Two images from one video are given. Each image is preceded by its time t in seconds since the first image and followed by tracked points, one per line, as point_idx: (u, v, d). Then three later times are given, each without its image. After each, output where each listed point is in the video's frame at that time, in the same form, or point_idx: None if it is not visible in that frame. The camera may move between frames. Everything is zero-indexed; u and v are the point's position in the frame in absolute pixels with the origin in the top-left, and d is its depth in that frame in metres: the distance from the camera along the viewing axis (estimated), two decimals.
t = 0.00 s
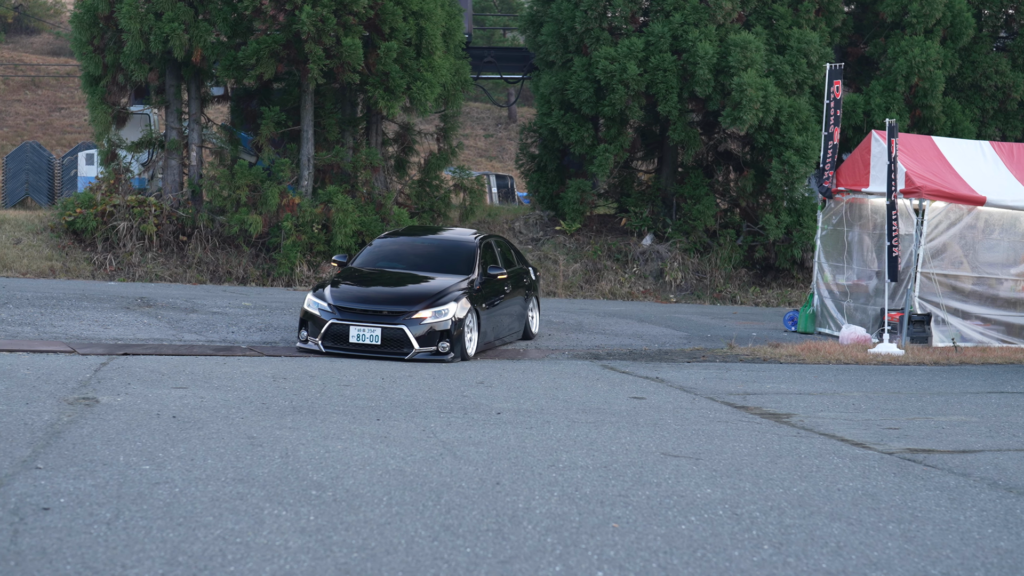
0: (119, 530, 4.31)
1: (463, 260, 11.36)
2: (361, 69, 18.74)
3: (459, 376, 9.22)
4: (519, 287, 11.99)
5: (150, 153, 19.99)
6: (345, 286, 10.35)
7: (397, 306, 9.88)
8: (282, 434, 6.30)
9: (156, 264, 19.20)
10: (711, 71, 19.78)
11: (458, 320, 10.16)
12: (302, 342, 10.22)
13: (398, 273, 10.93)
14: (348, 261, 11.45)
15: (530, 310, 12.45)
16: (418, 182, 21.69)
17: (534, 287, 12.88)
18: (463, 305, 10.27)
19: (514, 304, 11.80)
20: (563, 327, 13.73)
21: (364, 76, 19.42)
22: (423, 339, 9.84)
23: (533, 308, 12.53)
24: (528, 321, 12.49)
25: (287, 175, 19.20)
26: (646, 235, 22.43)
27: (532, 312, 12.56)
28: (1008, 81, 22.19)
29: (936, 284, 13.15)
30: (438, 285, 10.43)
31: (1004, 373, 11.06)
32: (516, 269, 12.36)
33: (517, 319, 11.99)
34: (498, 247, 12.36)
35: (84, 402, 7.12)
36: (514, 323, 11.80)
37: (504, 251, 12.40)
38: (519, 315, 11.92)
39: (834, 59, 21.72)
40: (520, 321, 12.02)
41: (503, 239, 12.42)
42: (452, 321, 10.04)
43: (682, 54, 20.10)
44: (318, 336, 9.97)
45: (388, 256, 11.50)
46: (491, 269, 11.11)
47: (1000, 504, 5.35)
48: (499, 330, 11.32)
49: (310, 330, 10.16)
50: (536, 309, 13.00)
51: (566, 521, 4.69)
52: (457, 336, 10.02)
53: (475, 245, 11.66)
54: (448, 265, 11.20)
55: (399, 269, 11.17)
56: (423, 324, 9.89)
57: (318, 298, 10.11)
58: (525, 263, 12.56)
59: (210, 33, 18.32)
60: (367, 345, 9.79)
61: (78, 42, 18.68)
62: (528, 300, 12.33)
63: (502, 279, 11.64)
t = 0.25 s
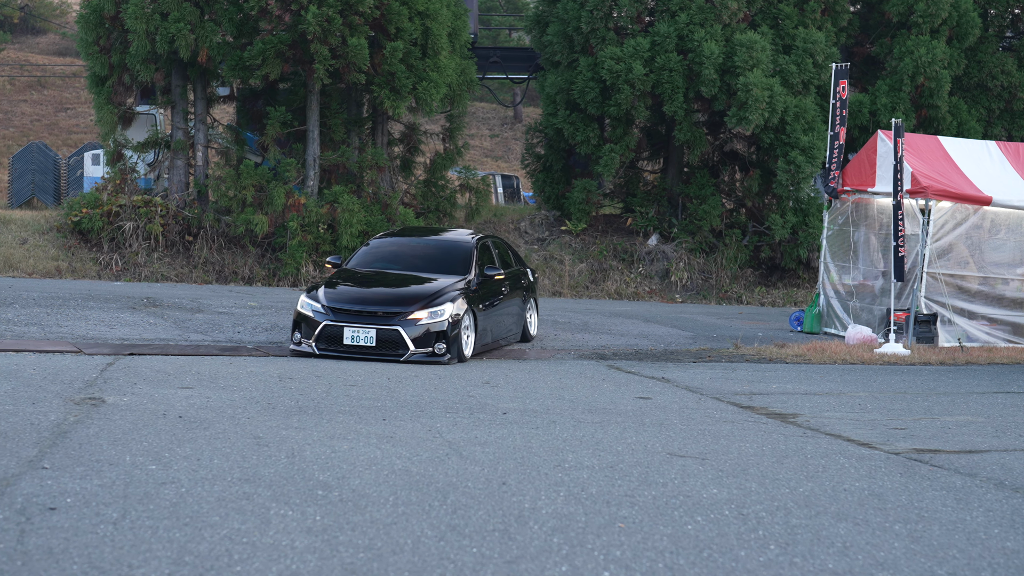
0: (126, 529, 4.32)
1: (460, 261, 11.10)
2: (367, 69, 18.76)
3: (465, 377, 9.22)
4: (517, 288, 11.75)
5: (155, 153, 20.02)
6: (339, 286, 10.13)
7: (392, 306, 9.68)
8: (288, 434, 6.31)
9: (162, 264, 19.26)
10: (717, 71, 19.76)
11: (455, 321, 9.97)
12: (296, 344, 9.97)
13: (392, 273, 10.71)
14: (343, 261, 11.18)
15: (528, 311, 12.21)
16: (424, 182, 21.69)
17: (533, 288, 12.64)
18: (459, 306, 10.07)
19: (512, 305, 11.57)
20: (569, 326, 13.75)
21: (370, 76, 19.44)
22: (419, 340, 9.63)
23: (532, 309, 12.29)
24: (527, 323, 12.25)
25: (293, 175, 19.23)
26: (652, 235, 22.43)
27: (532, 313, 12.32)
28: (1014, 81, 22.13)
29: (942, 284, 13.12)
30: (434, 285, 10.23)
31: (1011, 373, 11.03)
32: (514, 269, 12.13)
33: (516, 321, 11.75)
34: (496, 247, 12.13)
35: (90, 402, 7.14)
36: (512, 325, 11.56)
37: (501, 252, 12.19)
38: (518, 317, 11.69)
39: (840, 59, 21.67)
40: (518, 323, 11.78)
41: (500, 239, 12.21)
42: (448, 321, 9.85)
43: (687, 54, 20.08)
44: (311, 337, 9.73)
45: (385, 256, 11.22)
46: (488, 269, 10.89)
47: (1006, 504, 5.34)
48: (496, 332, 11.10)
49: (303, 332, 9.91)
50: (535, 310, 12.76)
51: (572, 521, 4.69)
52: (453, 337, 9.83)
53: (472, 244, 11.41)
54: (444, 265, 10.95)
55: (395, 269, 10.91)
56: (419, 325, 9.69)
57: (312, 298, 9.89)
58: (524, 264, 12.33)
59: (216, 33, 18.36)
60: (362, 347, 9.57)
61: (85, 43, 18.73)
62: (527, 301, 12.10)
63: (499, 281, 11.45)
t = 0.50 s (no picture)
0: (132, 529, 4.34)
1: (454, 262, 10.93)
2: (373, 69, 18.78)
3: (471, 377, 9.23)
4: (514, 290, 11.51)
5: (161, 154, 20.06)
6: (332, 287, 9.98)
7: (385, 308, 9.52)
8: (295, 434, 6.32)
9: (168, 264, 19.32)
10: (723, 71, 19.74)
11: (450, 323, 9.80)
12: (288, 347, 9.81)
13: (386, 274, 10.54)
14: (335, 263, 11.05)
15: (526, 314, 11.96)
16: (430, 183, 21.71)
17: (531, 290, 12.39)
18: (455, 307, 9.89)
19: (509, 307, 11.32)
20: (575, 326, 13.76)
21: (376, 76, 19.46)
22: (413, 342, 9.48)
23: (530, 311, 12.05)
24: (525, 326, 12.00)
25: (299, 175, 19.26)
26: (657, 235, 22.42)
27: (528, 316, 12.06)
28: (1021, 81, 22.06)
29: (948, 284, 13.08)
30: (429, 286, 10.06)
31: (1018, 373, 11.01)
32: (510, 271, 11.89)
33: (512, 323, 11.47)
34: (492, 249, 11.90)
35: (96, 402, 7.16)
36: (509, 328, 11.31)
37: (497, 252, 11.92)
38: (515, 319, 11.43)
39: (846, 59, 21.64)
40: (515, 325, 11.52)
41: (496, 240, 11.94)
42: (443, 323, 9.68)
43: (693, 54, 20.06)
44: (303, 339, 9.57)
45: (378, 258, 11.07)
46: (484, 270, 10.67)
47: (1013, 505, 5.33)
48: (493, 334, 10.85)
49: (295, 334, 9.77)
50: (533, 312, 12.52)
51: (578, 521, 4.69)
52: (448, 339, 9.66)
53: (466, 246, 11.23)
54: (438, 267, 10.79)
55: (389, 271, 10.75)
56: (413, 327, 9.53)
57: (304, 300, 9.74)
58: (520, 266, 12.09)
59: (222, 33, 18.39)
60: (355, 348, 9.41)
61: (91, 43, 18.77)
62: (524, 303, 11.85)
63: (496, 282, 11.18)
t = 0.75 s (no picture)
0: (139, 529, 4.35)
1: (448, 261, 10.70)
2: (380, 69, 18.81)
3: (478, 377, 9.24)
4: (510, 290, 11.22)
5: (168, 153, 20.07)
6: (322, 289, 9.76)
7: (377, 310, 9.31)
8: (301, 434, 6.34)
9: (174, 264, 19.39)
10: (730, 71, 19.72)
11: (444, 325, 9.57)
12: (277, 351, 9.60)
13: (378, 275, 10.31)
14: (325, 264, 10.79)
15: (523, 315, 11.67)
16: (436, 183, 21.72)
17: (528, 291, 12.10)
18: (449, 309, 9.67)
19: (505, 309, 11.03)
20: (583, 326, 13.77)
21: (383, 76, 19.48)
22: (406, 344, 9.27)
23: (527, 312, 11.76)
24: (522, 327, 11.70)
25: (305, 175, 19.30)
26: (664, 235, 22.40)
27: (526, 317, 11.75)
28: None
29: (955, 284, 13.06)
30: (423, 287, 9.83)
31: None
32: (506, 271, 11.61)
33: (508, 326, 11.16)
34: (487, 249, 11.61)
35: (104, 402, 7.19)
36: (506, 329, 11.04)
37: (492, 252, 11.64)
38: (511, 320, 11.15)
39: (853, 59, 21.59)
40: (512, 326, 11.24)
41: (492, 239, 11.67)
42: (436, 324, 9.46)
43: (700, 53, 20.04)
44: (293, 344, 9.38)
45: (369, 258, 10.82)
46: (479, 270, 10.41)
47: (1020, 505, 5.31)
48: (488, 336, 10.59)
49: (285, 338, 9.56)
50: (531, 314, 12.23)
51: (585, 521, 4.70)
52: (441, 340, 9.46)
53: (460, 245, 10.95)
54: (431, 268, 10.54)
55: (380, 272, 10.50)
56: (406, 328, 9.32)
57: (294, 303, 9.53)
58: (516, 266, 11.81)
59: (229, 33, 18.44)
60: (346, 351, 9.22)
61: (98, 43, 18.82)
62: (521, 304, 11.56)
63: (491, 282, 10.90)
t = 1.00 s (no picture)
0: (147, 528, 4.37)
1: (443, 261, 10.45)
2: (387, 68, 18.83)
3: (485, 377, 9.24)
4: (505, 292, 10.88)
5: (175, 153, 20.14)
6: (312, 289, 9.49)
7: (369, 310, 9.03)
8: (308, 434, 6.35)
9: (182, 264, 19.45)
10: (737, 70, 19.70)
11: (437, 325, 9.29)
12: (266, 352, 9.33)
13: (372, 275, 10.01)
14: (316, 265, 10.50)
15: (519, 317, 11.32)
16: (443, 182, 21.73)
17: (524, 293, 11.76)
18: (442, 309, 9.38)
19: (499, 311, 10.69)
20: (591, 326, 13.76)
21: (390, 75, 19.51)
22: (398, 346, 8.99)
23: (523, 315, 11.42)
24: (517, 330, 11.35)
25: (312, 174, 19.33)
26: (671, 235, 22.36)
27: (522, 321, 11.45)
28: None
29: (963, 284, 13.01)
30: (416, 287, 9.55)
31: None
32: (501, 273, 11.28)
33: (503, 328, 10.82)
34: (482, 250, 11.28)
35: (111, 401, 7.22)
36: (500, 332, 10.69)
37: (488, 254, 11.36)
38: (506, 323, 10.80)
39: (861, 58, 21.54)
40: (507, 329, 10.89)
41: (487, 240, 11.39)
42: (430, 325, 9.19)
43: (707, 53, 20.02)
44: (281, 345, 9.10)
45: (361, 259, 10.55)
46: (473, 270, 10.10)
47: None
48: (481, 338, 10.24)
49: (274, 339, 9.28)
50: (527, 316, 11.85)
51: (592, 521, 4.70)
52: (436, 342, 9.17)
53: (455, 246, 10.68)
54: (426, 268, 10.25)
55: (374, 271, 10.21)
56: (398, 329, 9.03)
57: (283, 303, 9.25)
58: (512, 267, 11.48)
59: (236, 32, 18.48)
60: (336, 353, 8.94)
61: (105, 43, 18.87)
62: (516, 307, 11.22)
63: (486, 283, 10.62)
